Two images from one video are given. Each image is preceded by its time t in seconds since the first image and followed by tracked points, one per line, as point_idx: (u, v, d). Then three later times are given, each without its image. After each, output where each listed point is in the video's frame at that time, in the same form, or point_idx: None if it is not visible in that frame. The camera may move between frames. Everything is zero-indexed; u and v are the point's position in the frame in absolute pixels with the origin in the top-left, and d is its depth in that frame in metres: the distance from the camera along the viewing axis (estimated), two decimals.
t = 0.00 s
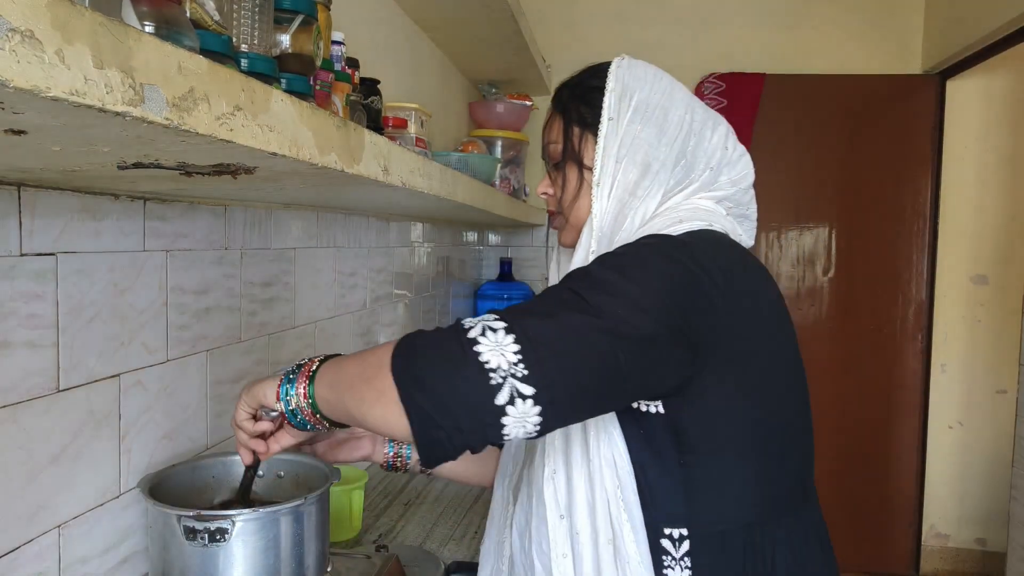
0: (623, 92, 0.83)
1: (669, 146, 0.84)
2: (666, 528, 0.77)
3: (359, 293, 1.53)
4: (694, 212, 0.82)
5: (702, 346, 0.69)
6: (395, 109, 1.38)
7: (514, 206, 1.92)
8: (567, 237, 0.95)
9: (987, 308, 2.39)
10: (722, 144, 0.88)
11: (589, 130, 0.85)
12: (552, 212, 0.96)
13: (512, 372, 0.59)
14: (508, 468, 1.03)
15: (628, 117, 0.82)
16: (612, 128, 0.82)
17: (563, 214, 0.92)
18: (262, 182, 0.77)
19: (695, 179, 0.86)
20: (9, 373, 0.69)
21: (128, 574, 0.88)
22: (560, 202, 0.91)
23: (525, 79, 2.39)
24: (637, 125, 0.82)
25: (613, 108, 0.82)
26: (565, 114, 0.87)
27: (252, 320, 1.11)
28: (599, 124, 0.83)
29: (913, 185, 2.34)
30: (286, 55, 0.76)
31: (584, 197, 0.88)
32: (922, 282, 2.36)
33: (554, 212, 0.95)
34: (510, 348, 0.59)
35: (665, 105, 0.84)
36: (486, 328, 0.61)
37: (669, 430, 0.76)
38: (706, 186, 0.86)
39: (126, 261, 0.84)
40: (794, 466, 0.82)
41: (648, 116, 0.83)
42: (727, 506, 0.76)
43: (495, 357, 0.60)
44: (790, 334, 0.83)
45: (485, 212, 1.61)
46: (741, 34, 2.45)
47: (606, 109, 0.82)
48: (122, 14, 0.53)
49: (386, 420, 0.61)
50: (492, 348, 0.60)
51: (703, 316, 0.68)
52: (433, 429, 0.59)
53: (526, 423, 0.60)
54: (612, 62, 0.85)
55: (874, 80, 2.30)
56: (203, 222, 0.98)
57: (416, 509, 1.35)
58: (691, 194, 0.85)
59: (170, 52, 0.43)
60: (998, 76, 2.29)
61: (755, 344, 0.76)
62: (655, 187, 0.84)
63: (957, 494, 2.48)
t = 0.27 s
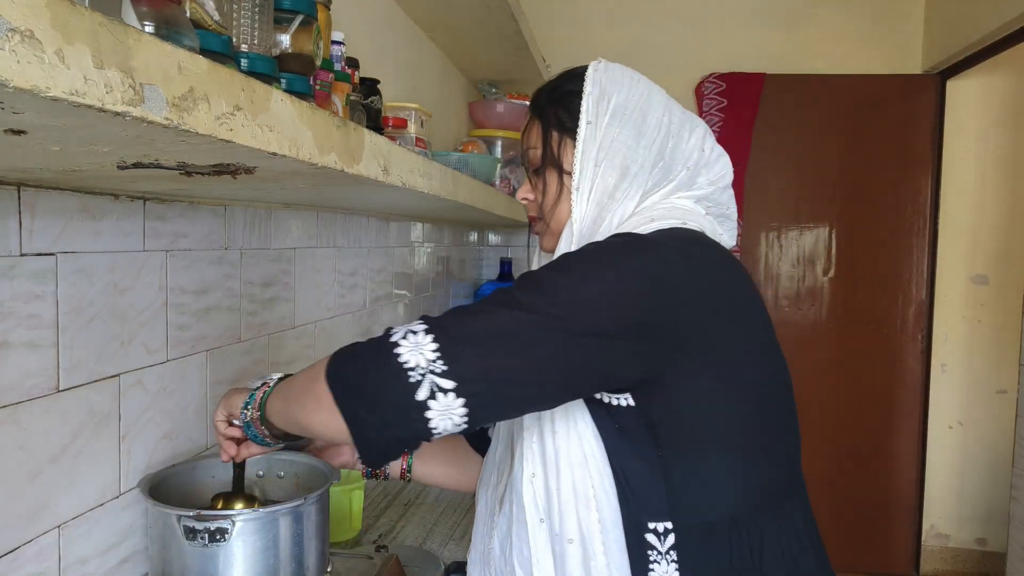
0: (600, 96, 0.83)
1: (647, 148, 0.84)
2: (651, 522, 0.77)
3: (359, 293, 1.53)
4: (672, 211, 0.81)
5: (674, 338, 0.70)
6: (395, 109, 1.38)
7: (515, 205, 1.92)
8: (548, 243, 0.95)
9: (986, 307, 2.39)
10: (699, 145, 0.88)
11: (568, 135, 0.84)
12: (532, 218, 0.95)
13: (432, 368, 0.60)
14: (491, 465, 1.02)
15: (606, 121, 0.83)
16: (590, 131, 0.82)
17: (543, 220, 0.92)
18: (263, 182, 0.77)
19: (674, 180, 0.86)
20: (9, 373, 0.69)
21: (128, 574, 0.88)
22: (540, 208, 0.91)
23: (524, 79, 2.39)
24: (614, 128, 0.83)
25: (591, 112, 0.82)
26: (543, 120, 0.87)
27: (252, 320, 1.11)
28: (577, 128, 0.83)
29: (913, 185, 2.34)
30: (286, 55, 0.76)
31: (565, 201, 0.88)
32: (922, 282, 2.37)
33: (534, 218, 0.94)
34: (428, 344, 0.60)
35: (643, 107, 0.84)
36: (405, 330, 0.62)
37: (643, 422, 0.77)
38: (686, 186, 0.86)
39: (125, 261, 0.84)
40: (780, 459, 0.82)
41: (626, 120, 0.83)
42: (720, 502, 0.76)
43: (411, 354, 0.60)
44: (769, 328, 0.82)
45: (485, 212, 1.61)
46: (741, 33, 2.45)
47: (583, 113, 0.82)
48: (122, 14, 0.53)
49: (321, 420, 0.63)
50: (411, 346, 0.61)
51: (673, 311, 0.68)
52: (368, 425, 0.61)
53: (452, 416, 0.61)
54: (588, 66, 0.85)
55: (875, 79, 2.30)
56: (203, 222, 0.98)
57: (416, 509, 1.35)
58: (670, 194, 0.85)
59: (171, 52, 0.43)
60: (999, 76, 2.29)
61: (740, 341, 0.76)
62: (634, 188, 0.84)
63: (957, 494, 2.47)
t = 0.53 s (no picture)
0: (578, 102, 0.83)
1: (625, 150, 0.84)
2: (631, 514, 0.77)
3: (359, 293, 1.53)
4: (651, 212, 0.81)
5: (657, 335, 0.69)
6: (395, 110, 1.38)
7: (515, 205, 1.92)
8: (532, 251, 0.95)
9: (987, 308, 2.38)
10: (679, 146, 0.87)
11: (547, 141, 0.84)
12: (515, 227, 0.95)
13: (398, 340, 0.60)
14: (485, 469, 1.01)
15: (584, 126, 0.83)
16: (568, 137, 0.82)
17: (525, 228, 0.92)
18: (263, 182, 0.77)
19: (655, 181, 0.86)
20: (9, 373, 0.69)
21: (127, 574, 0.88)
22: (522, 216, 0.91)
23: (524, 79, 2.39)
24: (592, 133, 0.82)
25: (568, 118, 0.82)
26: (522, 128, 0.87)
27: (252, 320, 1.11)
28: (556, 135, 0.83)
29: (912, 185, 2.35)
30: (287, 56, 0.76)
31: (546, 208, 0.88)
32: (922, 281, 2.37)
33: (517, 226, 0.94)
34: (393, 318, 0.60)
35: (620, 112, 0.84)
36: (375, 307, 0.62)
37: (618, 415, 0.77)
38: (668, 187, 0.86)
39: (125, 261, 0.84)
40: (770, 455, 0.82)
41: (605, 125, 0.83)
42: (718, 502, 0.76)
43: (377, 327, 0.60)
44: (752, 328, 0.83)
45: (485, 212, 1.61)
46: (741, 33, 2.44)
47: (561, 118, 0.82)
48: (122, 14, 0.53)
49: (292, 399, 0.63)
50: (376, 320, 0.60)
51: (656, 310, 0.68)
52: (336, 401, 0.60)
53: (417, 387, 0.60)
54: (566, 72, 0.85)
55: (874, 79, 2.31)
56: (203, 222, 0.98)
57: (416, 510, 1.35)
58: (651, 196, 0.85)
59: (171, 52, 0.43)
60: (1000, 76, 2.28)
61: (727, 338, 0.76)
62: (613, 191, 0.84)
63: (957, 494, 2.46)
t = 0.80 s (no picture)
0: (569, 103, 0.82)
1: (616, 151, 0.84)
2: (619, 505, 0.78)
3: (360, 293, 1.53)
4: (641, 212, 0.81)
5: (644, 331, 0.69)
6: (394, 109, 1.38)
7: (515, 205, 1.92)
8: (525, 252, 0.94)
9: (987, 308, 2.38)
10: (671, 145, 0.87)
11: (538, 143, 0.84)
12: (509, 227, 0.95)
13: (387, 314, 0.60)
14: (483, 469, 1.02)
15: (575, 128, 0.82)
16: (559, 139, 0.82)
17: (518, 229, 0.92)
18: (264, 182, 0.77)
19: (647, 182, 0.86)
20: (9, 373, 0.69)
21: (128, 573, 0.88)
22: (514, 217, 0.90)
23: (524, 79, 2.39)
24: (582, 135, 0.82)
25: (559, 120, 0.82)
26: (513, 130, 0.86)
27: (252, 320, 1.11)
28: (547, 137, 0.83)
29: (911, 185, 2.35)
30: (287, 56, 0.76)
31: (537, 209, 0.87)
32: (921, 281, 2.37)
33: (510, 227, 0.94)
34: (386, 294, 0.60)
35: (611, 113, 0.84)
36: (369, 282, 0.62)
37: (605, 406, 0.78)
38: (660, 187, 0.86)
39: (125, 261, 0.84)
40: (767, 454, 0.82)
41: (596, 126, 0.83)
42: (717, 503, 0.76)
43: (369, 300, 0.60)
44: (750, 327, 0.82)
45: (484, 212, 1.61)
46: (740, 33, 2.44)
47: (552, 120, 0.82)
48: (123, 15, 0.52)
49: (280, 367, 0.63)
50: (369, 294, 0.61)
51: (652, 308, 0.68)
52: (327, 381, 0.60)
53: (403, 361, 0.60)
54: (557, 74, 0.85)
55: (874, 79, 2.31)
56: (203, 222, 0.98)
57: (416, 509, 1.35)
58: (643, 196, 0.85)
59: (171, 53, 0.43)
60: (1000, 75, 2.27)
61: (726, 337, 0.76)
62: (604, 192, 0.84)
63: (957, 494, 2.46)
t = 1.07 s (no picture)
0: (567, 103, 0.83)
1: (614, 150, 0.84)
2: (615, 502, 0.78)
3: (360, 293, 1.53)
4: (641, 211, 0.81)
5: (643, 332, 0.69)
6: (394, 110, 1.38)
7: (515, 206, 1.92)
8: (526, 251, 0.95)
9: (986, 308, 2.38)
10: (669, 145, 0.88)
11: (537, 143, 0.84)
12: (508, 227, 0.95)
13: (390, 303, 0.59)
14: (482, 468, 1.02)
15: (574, 128, 0.82)
16: (558, 139, 0.82)
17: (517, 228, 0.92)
18: (264, 182, 0.77)
19: (646, 181, 0.86)
20: (9, 373, 0.69)
21: (127, 573, 0.88)
22: (514, 217, 0.90)
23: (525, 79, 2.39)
24: (581, 133, 0.82)
25: (558, 120, 0.82)
26: (511, 130, 0.86)
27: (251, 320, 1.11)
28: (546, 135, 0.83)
29: (911, 185, 2.35)
30: (287, 55, 0.76)
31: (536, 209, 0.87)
32: (921, 281, 2.37)
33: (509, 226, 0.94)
34: (389, 284, 0.60)
35: (609, 112, 0.84)
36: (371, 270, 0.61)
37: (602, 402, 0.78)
38: (657, 187, 0.86)
39: (125, 261, 0.84)
40: (767, 454, 0.81)
41: (594, 126, 0.83)
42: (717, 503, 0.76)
43: (372, 290, 0.60)
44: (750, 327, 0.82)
45: (484, 212, 1.61)
46: (740, 33, 2.44)
47: (551, 120, 0.82)
48: (123, 15, 0.53)
49: (275, 354, 0.62)
50: (372, 284, 0.60)
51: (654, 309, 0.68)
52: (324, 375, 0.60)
53: (405, 352, 0.59)
54: (556, 73, 0.85)
55: (874, 79, 2.31)
56: (203, 222, 0.97)
57: (416, 509, 1.35)
58: (642, 195, 0.85)
59: (171, 53, 0.43)
60: (1000, 75, 2.27)
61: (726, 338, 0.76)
62: (604, 191, 0.84)
63: (956, 494, 2.46)
